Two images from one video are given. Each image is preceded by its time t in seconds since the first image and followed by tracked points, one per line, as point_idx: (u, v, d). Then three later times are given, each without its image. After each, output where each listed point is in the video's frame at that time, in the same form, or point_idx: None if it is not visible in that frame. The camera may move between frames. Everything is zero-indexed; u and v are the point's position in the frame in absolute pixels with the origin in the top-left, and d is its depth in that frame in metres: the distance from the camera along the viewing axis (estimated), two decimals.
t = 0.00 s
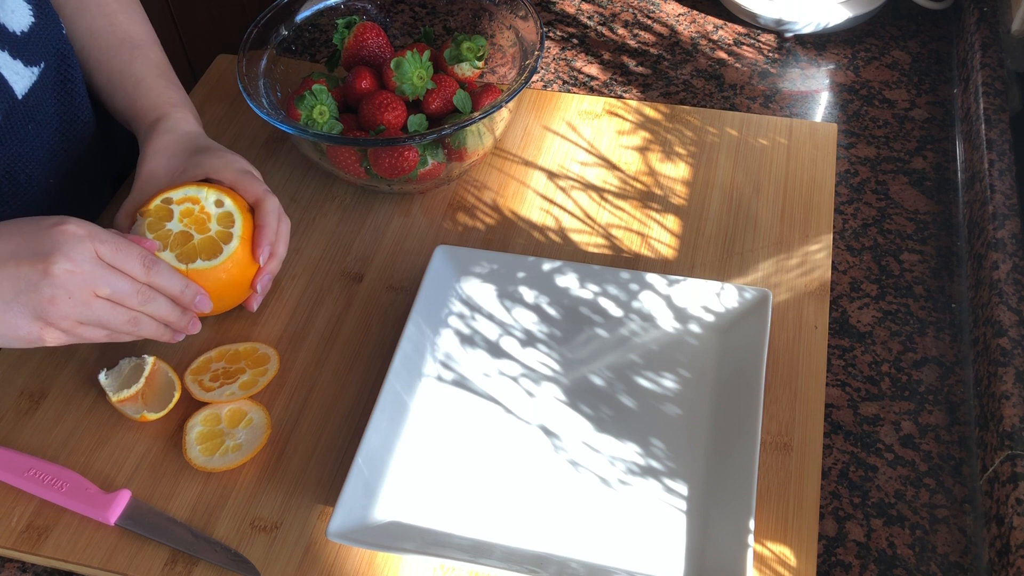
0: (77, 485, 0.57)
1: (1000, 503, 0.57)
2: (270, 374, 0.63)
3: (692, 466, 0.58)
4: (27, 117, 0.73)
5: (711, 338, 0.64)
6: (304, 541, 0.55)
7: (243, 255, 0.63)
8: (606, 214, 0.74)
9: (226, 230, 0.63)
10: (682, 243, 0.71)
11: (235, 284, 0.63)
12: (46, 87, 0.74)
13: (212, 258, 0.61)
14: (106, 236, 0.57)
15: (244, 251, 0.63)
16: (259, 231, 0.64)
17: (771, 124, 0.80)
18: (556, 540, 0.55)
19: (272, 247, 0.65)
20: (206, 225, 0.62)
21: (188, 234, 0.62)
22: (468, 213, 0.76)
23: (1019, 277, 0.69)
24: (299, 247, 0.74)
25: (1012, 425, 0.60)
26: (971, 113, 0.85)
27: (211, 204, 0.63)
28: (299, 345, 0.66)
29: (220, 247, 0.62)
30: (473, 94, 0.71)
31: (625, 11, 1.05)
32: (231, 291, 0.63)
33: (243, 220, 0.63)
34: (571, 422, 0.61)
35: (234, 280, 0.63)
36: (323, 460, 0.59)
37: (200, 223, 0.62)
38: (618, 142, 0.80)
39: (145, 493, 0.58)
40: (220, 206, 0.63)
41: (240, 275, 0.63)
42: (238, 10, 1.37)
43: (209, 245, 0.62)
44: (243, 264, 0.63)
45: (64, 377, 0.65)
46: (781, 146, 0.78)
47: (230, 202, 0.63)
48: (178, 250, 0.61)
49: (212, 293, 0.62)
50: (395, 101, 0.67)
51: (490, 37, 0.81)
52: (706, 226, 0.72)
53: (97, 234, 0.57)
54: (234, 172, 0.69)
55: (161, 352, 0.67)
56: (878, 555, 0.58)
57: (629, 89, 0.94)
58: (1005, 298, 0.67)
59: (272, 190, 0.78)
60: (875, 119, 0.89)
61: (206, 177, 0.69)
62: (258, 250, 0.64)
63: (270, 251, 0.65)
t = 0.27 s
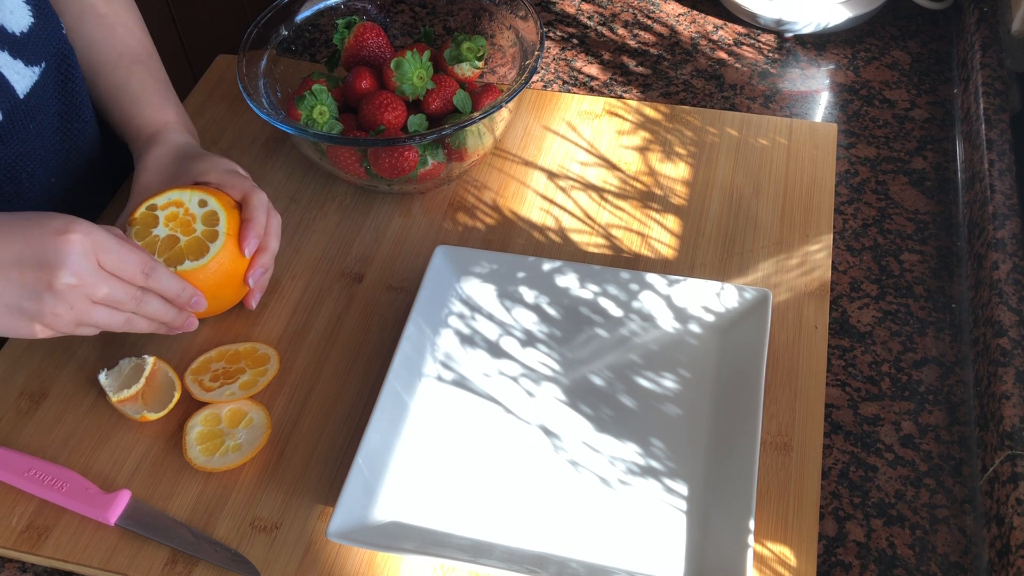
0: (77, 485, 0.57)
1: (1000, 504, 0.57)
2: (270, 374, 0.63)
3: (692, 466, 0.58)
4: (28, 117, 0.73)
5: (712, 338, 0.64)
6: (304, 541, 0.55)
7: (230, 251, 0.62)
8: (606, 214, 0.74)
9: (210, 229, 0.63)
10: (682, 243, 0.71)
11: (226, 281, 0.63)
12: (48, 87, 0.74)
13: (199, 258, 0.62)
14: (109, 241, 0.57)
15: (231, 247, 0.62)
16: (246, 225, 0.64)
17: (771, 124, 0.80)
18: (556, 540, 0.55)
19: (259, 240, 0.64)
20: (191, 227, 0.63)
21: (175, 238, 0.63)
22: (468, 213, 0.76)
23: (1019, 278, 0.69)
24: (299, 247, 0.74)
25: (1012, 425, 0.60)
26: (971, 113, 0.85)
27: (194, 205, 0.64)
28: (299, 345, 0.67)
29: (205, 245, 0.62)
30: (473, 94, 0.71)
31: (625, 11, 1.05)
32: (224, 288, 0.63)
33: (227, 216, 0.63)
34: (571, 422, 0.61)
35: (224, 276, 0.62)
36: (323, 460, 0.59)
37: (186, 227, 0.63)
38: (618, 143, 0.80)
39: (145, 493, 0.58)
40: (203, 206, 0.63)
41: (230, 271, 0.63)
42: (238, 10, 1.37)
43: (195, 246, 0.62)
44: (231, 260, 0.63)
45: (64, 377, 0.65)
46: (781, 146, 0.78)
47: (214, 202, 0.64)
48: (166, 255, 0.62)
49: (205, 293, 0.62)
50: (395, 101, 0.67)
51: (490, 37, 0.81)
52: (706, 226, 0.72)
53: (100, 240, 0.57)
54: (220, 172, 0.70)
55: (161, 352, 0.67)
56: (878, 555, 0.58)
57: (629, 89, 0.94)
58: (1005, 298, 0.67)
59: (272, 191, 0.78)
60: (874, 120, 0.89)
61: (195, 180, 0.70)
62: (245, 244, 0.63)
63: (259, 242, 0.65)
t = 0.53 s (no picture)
0: (77, 485, 0.57)
1: (1000, 503, 0.57)
2: (270, 374, 0.63)
3: (691, 466, 0.58)
4: (27, 116, 0.73)
5: (712, 338, 0.64)
6: (304, 541, 0.55)
7: (216, 259, 0.62)
8: (606, 214, 0.74)
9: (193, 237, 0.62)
10: (682, 244, 0.71)
11: (215, 288, 0.63)
12: (48, 87, 0.74)
13: (185, 269, 0.62)
14: (109, 288, 0.58)
15: (216, 255, 0.62)
16: (231, 228, 0.64)
17: (771, 124, 0.80)
18: (556, 540, 0.55)
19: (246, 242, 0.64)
20: (176, 237, 0.62)
21: (161, 249, 0.62)
22: (468, 213, 0.76)
23: (1019, 278, 0.69)
24: (299, 247, 0.74)
25: (1012, 425, 0.60)
26: (971, 113, 0.85)
27: (178, 214, 0.63)
28: (299, 345, 0.67)
29: (191, 255, 0.62)
30: (473, 94, 0.71)
31: (625, 11, 1.05)
32: (214, 295, 0.63)
33: (209, 223, 0.63)
34: (571, 422, 0.61)
35: (211, 285, 0.62)
36: (323, 460, 0.59)
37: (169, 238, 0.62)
38: (618, 142, 0.80)
39: (145, 493, 0.58)
40: (186, 214, 0.63)
41: (217, 278, 0.62)
42: (238, 11, 1.37)
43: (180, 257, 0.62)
44: (217, 267, 0.62)
45: (64, 377, 0.65)
46: (781, 146, 0.78)
47: (196, 208, 0.63)
48: (154, 268, 0.62)
49: (196, 303, 0.63)
50: (395, 101, 0.67)
51: (490, 37, 0.81)
52: (706, 226, 0.72)
53: (100, 291, 0.57)
54: (206, 177, 0.70)
55: (161, 352, 0.67)
56: (878, 555, 0.58)
57: (629, 89, 0.94)
58: (1005, 298, 0.67)
59: (272, 191, 0.78)
60: (874, 119, 0.89)
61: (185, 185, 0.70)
62: (232, 249, 0.63)
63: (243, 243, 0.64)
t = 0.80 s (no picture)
0: (77, 485, 0.57)
1: (1000, 503, 0.57)
2: (270, 375, 0.63)
3: (692, 466, 0.58)
4: (29, 116, 0.73)
5: (712, 338, 0.64)
6: (304, 541, 0.55)
7: (213, 259, 0.62)
8: (606, 214, 0.74)
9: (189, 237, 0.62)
10: (682, 244, 0.71)
11: (212, 289, 0.62)
12: (50, 86, 0.74)
13: (182, 271, 0.61)
14: (122, 313, 0.58)
15: (212, 254, 0.62)
16: (227, 228, 0.63)
17: (771, 124, 0.80)
18: (556, 540, 0.55)
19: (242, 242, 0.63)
20: (173, 238, 0.62)
21: (157, 251, 0.62)
22: (468, 213, 0.76)
23: (1019, 278, 0.69)
24: (299, 247, 0.74)
25: (1012, 425, 0.60)
26: (971, 113, 0.85)
27: (175, 216, 0.63)
28: (299, 345, 0.66)
29: (187, 256, 0.61)
30: (473, 94, 0.71)
31: (625, 11, 1.05)
32: (211, 297, 0.62)
33: (205, 223, 0.62)
34: (571, 422, 0.61)
35: (208, 285, 0.62)
36: (323, 460, 0.59)
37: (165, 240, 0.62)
38: (618, 142, 0.80)
39: (145, 493, 0.58)
40: (183, 215, 0.63)
41: (214, 279, 0.62)
42: (238, 11, 1.37)
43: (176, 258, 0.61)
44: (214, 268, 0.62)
45: (64, 377, 0.65)
46: (781, 146, 0.78)
47: (191, 209, 0.63)
48: (151, 271, 0.62)
49: (194, 305, 0.62)
50: (395, 101, 0.67)
51: (490, 37, 0.81)
52: (706, 226, 0.72)
53: (114, 316, 0.58)
54: (202, 179, 0.70)
55: (160, 352, 0.67)
56: (878, 555, 0.58)
57: (629, 89, 0.94)
58: (1005, 298, 0.67)
59: (272, 191, 0.78)
60: (875, 119, 0.89)
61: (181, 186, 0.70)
62: (228, 248, 0.62)
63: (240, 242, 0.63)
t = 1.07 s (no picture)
0: (77, 485, 0.57)
1: (1000, 503, 0.57)
2: (270, 374, 0.63)
3: (692, 466, 0.58)
4: (33, 113, 0.73)
5: (712, 338, 0.64)
6: (304, 541, 0.55)
7: (199, 239, 0.61)
8: (606, 214, 0.74)
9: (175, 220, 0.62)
10: (682, 244, 0.71)
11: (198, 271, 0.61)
12: (53, 84, 0.74)
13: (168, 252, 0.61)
14: (131, 318, 0.60)
15: (197, 234, 0.61)
16: (213, 209, 0.63)
17: (771, 124, 0.80)
18: (556, 540, 0.55)
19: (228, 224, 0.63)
20: (159, 221, 0.62)
21: (144, 235, 0.62)
22: (467, 213, 0.76)
23: (1019, 278, 0.69)
24: (299, 247, 0.74)
25: (1012, 425, 0.60)
26: (971, 113, 0.85)
27: (162, 200, 0.63)
28: (299, 345, 0.66)
29: (173, 237, 0.61)
30: (473, 94, 0.71)
31: (625, 11, 1.05)
32: (198, 279, 0.62)
33: (191, 206, 0.62)
34: (571, 422, 0.61)
35: (196, 265, 0.61)
36: (322, 460, 0.59)
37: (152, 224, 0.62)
38: (618, 142, 0.80)
39: (145, 493, 0.58)
40: (170, 200, 0.63)
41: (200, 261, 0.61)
42: (238, 11, 1.37)
43: (163, 240, 0.61)
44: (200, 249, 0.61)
45: (64, 377, 0.65)
46: (781, 146, 0.78)
47: (177, 194, 0.63)
48: (138, 253, 0.61)
49: (180, 288, 0.61)
50: (395, 101, 0.67)
51: (490, 37, 0.81)
52: (706, 226, 0.72)
53: (123, 322, 0.59)
54: (191, 166, 0.70)
55: (160, 352, 0.67)
56: (878, 555, 0.58)
57: (629, 89, 0.94)
58: (1005, 298, 0.67)
59: (272, 191, 0.78)
60: (874, 119, 0.89)
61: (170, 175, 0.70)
62: (214, 228, 0.62)
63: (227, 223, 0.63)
